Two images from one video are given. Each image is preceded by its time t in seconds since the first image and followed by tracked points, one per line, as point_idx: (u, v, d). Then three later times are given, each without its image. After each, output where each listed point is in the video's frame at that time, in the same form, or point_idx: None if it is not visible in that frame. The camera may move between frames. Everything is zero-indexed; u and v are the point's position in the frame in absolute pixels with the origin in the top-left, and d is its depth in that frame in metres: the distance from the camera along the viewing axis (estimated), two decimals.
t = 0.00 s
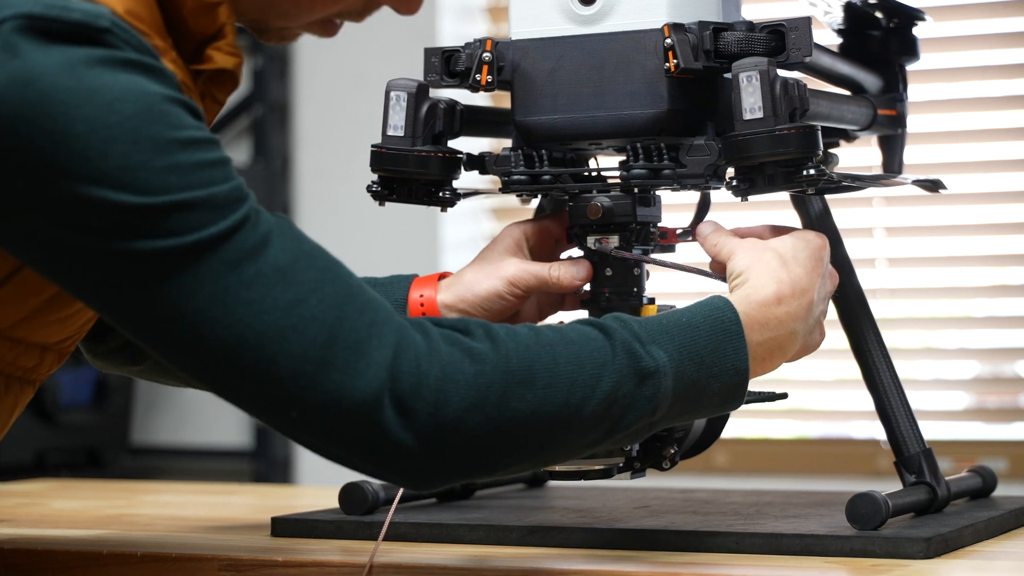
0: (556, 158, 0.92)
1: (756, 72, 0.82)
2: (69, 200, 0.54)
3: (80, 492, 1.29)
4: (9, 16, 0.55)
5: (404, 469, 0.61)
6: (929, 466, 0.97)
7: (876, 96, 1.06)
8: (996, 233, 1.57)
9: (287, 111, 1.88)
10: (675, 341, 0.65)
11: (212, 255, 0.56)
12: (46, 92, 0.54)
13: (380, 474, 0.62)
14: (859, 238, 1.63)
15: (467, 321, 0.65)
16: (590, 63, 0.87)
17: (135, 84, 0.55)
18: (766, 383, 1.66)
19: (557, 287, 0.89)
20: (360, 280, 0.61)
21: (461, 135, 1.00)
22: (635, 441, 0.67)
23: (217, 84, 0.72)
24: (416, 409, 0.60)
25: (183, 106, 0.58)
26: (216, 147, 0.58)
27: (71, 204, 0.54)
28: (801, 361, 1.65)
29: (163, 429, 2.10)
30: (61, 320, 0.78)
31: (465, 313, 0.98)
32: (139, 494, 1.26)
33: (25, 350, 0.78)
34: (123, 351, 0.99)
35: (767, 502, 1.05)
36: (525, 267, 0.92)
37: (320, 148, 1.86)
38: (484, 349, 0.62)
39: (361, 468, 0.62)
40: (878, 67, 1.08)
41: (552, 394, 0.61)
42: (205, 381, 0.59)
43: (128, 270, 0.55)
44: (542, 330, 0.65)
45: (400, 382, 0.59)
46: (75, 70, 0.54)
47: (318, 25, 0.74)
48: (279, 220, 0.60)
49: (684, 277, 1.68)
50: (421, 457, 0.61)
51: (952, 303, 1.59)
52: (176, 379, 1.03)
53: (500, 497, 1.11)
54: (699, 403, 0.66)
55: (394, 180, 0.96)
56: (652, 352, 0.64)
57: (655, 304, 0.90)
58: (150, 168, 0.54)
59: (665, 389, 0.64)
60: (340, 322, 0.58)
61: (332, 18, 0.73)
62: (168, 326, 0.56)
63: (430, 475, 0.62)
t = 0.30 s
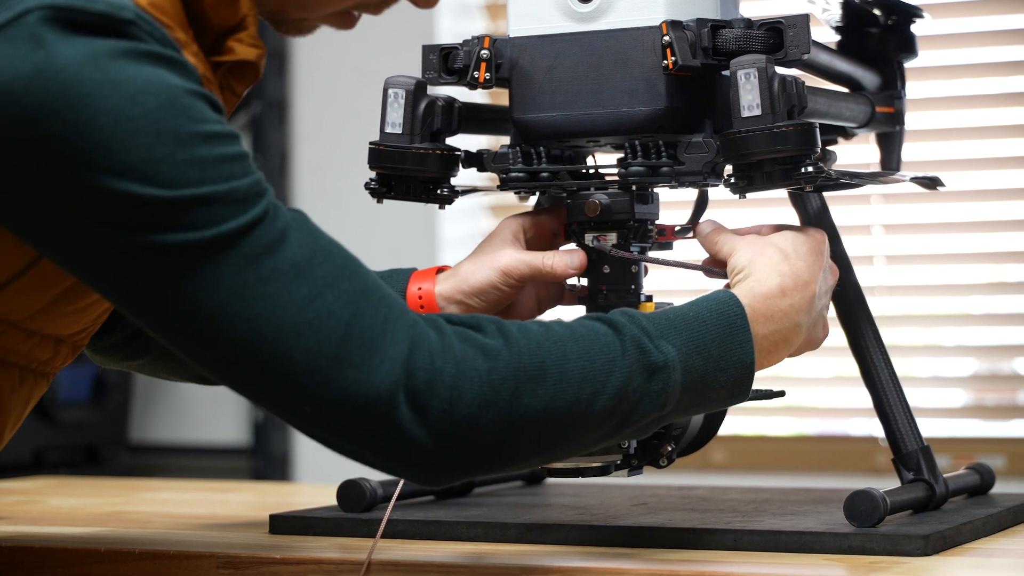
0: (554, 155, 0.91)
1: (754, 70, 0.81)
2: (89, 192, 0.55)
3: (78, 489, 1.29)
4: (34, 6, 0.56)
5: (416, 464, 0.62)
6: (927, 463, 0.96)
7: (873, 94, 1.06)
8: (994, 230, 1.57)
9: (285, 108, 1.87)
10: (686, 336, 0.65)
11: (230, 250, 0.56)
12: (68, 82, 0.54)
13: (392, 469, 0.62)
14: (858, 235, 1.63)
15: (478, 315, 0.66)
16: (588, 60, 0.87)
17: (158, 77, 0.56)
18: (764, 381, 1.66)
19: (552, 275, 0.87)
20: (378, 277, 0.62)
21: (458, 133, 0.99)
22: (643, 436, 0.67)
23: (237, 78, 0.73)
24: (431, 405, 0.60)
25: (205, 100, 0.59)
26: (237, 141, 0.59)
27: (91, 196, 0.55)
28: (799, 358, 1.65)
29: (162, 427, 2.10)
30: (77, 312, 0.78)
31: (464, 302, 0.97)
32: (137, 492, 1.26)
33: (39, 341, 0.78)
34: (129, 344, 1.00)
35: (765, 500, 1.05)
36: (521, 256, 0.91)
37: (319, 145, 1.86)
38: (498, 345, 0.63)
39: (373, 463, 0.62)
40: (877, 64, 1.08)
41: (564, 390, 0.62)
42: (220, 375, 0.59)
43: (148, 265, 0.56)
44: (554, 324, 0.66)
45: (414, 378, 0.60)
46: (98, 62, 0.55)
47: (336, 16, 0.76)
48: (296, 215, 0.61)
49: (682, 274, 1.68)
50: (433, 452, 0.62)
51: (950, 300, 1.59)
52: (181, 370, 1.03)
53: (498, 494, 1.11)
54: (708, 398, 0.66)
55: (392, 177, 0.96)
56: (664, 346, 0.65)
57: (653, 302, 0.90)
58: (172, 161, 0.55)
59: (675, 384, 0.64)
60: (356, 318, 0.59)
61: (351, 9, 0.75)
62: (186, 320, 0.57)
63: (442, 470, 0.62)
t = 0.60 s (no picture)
0: (553, 152, 0.90)
1: (753, 66, 0.81)
2: (126, 170, 0.54)
3: (76, 486, 1.29)
4: None
5: (463, 432, 0.61)
6: (926, 459, 0.96)
7: (872, 90, 1.06)
8: (993, 226, 1.57)
9: (282, 105, 1.86)
10: (717, 292, 0.65)
11: (271, 221, 0.56)
12: (102, 67, 0.54)
13: (438, 438, 0.61)
14: (857, 231, 1.63)
15: (510, 284, 0.65)
16: (587, 57, 0.87)
17: (191, 56, 0.56)
18: (763, 377, 1.66)
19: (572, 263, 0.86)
20: (412, 248, 0.62)
21: (457, 129, 0.99)
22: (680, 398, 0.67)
23: (259, 71, 0.76)
24: (477, 370, 0.60)
25: (236, 80, 0.59)
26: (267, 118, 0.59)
27: (128, 174, 0.54)
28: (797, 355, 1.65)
29: (162, 423, 2.10)
30: (97, 306, 0.79)
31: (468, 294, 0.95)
32: (136, 488, 1.27)
33: (60, 339, 0.79)
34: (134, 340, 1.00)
35: (764, 496, 1.05)
36: (527, 249, 0.89)
37: (318, 142, 1.86)
38: (536, 308, 0.63)
39: (420, 434, 0.62)
40: (876, 60, 1.08)
41: (607, 349, 0.62)
42: (262, 352, 0.58)
43: (188, 241, 0.55)
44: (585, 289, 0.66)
45: (458, 342, 0.60)
46: (133, 44, 0.55)
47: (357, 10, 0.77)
48: (328, 189, 0.61)
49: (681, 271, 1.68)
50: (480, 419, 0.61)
51: (950, 297, 1.59)
52: (185, 367, 1.04)
53: (496, 491, 1.11)
54: (743, 357, 0.66)
55: (390, 173, 0.96)
56: (697, 302, 0.65)
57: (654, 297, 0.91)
58: (209, 137, 0.55)
59: (711, 338, 0.64)
60: (396, 284, 0.59)
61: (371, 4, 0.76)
62: (229, 295, 0.56)
63: (488, 439, 0.62)
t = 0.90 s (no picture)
0: (553, 148, 0.92)
1: (752, 63, 0.81)
2: (198, 107, 0.53)
3: (76, 482, 1.29)
4: None
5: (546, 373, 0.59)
6: (925, 455, 0.97)
7: (872, 87, 1.06)
8: (992, 223, 1.57)
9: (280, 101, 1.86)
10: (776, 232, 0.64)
11: (341, 154, 0.55)
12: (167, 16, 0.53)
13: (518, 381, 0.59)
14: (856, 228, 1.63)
15: (574, 229, 0.64)
16: (586, 53, 0.86)
17: None
18: (763, 373, 1.66)
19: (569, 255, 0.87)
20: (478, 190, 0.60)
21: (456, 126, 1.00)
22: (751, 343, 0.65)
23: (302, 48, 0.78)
24: (560, 303, 0.58)
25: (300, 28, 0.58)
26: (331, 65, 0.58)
27: (198, 112, 0.53)
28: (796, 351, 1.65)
29: (161, 420, 2.10)
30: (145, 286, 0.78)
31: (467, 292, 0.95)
32: (136, 484, 1.27)
33: (102, 320, 0.76)
34: (141, 345, 0.99)
35: (763, 492, 1.05)
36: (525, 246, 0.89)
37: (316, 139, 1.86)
38: (604, 244, 0.61)
39: (501, 377, 0.59)
40: (876, 56, 1.08)
41: (683, 281, 0.60)
42: (337, 290, 0.56)
43: (262, 176, 0.54)
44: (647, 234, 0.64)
45: (539, 275, 0.57)
46: None
47: None
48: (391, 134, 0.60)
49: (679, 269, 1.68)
50: (564, 357, 0.59)
51: (948, 294, 1.59)
52: (191, 373, 1.03)
53: (496, 487, 1.11)
54: (803, 298, 0.65)
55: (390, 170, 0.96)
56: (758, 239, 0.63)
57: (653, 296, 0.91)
58: (278, 71, 0.54)
59: (771, 274, 0.63)
60: (469, 216, 0.57)
61: None
62: (302, 230, 0.55)
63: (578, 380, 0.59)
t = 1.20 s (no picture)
0: (551, 144, 0.92)
1: (751, 60, 0.81)
2: (252, 49, 0.56)
3: (75, 479, 1.29)
4: None
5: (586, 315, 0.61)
6: (924, 453, 0.96)
7: (871, 83, 1.06)
8: (991, 220, 1.57)
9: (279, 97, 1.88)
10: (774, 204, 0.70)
11: (390, 97, 0.58)
12: None
13: (570, 323, 0.61)
14: (854, 225, 1.63)
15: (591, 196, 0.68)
16: (586, 50, 0.86)
17: None
18: (762, 370, 1.66)
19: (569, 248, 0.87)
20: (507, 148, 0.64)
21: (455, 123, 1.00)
22: (755, 313, 0.69)
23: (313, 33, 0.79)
24: (595, 246, 0.61)
25: None
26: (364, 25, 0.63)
27: (249, 51, 0.56)
28: (795, 348, 1.65)
29: (160, 416, 2.10)
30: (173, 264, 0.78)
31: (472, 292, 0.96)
32: (135, 481, 1.27)
33: (130, 300, 0.76)
34: (147, 345, 1.00)
35: (762, 489, 1.05)
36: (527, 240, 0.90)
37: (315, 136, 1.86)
38: (629, 199, 0.65)
39: (552, 320, 0.61)
40: (874, 53, 1.08)
41: (703, 232, 0.64)
42: (392, 230, 0.59)
43: (315, 113, 0.57)
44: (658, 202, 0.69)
45: (579, 217, 0.61)
46: None
47: None
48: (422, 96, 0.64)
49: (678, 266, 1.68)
50: (613, 298, 0.61)
51: (947, 291, 1.59)
52: (198, 374, 1.03)
53: (495, 484, 1.12)
54: (807, 260, 0.70)
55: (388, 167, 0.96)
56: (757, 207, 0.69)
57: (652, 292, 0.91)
58: (326, 17, 0.58)
59: (777, 229, 0.68)
60: (511, 160, 0.61)
61: None
62: (363, 165, 0.57)
63: (625, 322, 0.62)
